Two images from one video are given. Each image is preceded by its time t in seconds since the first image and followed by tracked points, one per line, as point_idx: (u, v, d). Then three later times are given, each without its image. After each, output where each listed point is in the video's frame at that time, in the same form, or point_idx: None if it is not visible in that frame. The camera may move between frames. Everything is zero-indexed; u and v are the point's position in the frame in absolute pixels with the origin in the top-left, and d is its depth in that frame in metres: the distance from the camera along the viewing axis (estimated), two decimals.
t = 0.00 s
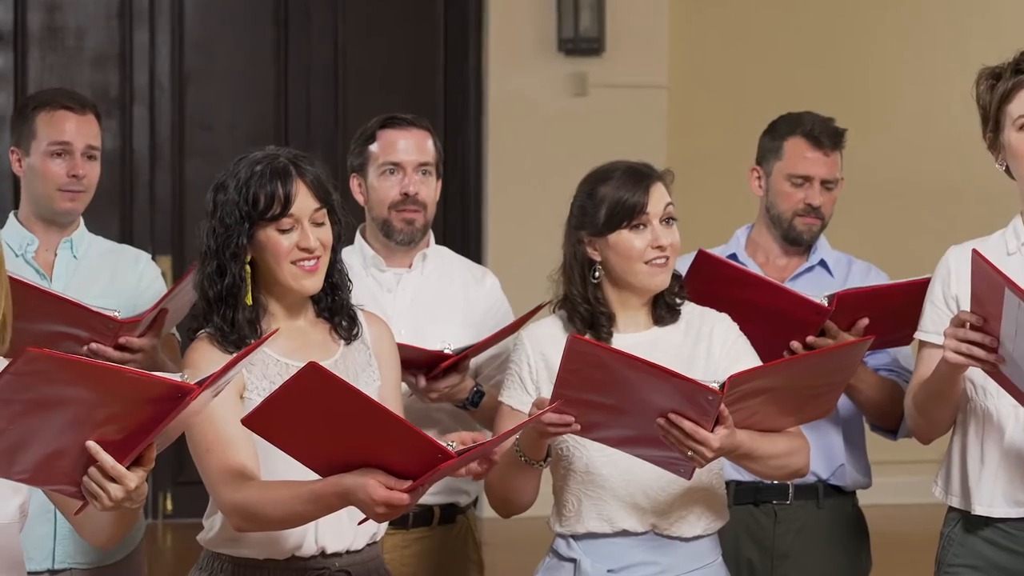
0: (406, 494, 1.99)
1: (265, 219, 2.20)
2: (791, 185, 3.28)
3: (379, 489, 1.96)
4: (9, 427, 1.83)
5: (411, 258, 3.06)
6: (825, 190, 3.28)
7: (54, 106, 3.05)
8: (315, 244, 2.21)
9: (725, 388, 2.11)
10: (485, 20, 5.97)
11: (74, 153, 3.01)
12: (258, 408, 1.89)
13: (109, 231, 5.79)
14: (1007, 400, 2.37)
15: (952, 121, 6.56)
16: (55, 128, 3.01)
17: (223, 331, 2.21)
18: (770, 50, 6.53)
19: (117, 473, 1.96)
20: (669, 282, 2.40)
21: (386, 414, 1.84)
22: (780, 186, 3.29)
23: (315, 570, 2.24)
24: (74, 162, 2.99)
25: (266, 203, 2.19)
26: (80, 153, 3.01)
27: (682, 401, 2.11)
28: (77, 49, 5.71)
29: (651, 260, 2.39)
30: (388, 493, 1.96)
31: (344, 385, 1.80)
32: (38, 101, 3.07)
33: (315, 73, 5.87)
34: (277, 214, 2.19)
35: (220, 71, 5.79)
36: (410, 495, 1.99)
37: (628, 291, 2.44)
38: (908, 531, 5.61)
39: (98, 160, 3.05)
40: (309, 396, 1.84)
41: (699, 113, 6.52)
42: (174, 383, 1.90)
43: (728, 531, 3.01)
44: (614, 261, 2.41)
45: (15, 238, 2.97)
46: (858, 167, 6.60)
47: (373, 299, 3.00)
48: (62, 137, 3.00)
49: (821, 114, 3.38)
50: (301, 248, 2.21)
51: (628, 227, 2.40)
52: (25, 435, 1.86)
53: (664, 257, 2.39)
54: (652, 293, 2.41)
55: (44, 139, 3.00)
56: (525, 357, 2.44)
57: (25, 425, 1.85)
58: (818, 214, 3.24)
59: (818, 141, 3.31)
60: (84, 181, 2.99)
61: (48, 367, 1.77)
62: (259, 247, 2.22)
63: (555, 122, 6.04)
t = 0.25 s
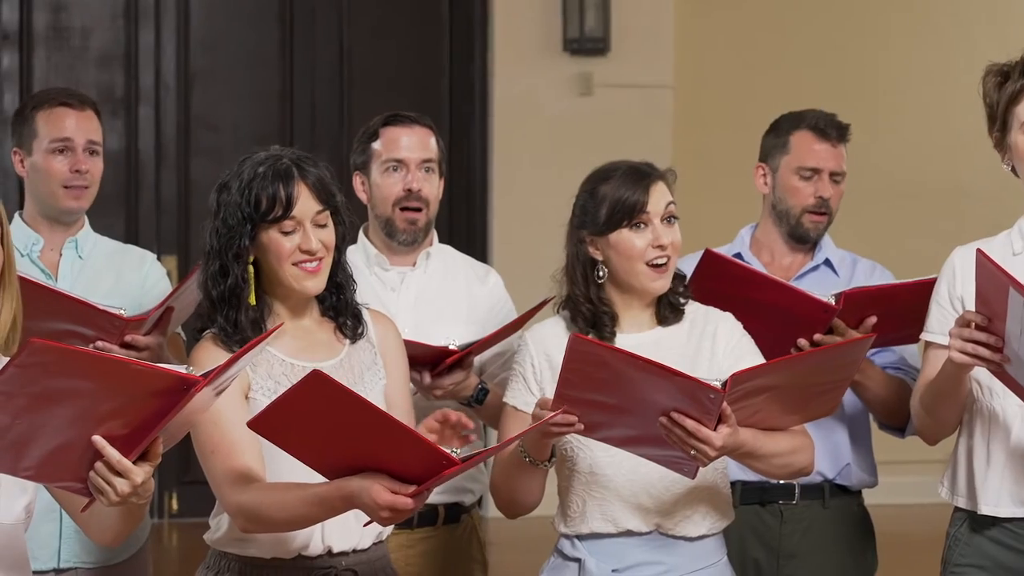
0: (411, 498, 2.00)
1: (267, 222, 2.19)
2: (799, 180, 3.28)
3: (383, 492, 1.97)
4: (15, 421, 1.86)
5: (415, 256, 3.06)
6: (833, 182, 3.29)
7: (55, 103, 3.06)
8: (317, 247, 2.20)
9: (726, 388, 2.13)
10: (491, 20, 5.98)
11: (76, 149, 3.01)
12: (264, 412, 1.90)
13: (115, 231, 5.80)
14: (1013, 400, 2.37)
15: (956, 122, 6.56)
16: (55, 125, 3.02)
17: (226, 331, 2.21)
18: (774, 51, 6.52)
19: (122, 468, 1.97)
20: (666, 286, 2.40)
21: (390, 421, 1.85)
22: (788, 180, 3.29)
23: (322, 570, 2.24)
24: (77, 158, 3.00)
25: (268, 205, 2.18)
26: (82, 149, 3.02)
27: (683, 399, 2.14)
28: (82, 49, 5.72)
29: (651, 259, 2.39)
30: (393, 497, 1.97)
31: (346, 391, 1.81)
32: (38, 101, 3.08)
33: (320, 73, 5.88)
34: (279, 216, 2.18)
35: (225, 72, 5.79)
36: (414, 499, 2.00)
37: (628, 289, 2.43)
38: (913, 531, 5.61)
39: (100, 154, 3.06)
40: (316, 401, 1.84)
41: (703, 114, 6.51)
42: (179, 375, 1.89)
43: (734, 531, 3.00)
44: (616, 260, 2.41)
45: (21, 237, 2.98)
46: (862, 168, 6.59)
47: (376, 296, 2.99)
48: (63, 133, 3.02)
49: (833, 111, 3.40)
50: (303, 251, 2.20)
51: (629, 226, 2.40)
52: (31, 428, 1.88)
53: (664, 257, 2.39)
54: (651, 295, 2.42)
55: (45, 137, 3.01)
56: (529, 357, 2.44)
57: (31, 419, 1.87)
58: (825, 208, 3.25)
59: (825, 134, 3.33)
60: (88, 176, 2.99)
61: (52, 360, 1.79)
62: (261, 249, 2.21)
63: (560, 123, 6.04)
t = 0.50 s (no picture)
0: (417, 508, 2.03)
1: (270, 219, 2.19)
2: (810, 181, 3.28)
3: (391, 503, 2.01)
4: (26, 419, 1.87)
5: (421, 256, 3.05)
6: (844, 184, 3.29)
7: (62, 103, 3.07)
8: (320, 243, 2.20)
9: (732, 387, 2.14)
10: (498, 20, 5.98)
11: (83, 147, 3.04)
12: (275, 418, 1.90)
13: (122, 231, 5.80)
14: (1020, 402, 2.37)
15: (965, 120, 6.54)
16: (61, 124, 3.04)
17: (232, 330, 2.22)
18: (783, 49, 6.51)
19: (132, 469, 1.97)
20: (674, 279, 2.39)
21: (395, 436, 1.88)
22: (799, 182, 3.28)
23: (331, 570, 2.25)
24: (83, 156, 3.02)
25: (271, 203, 2.18)
26: (88, 146, 3.05)
27: (688, 400, 2.14)
28: (90, 49, 5.72)
29: (656, 259, 2.38)
30: (400, 507, 2.01)
31: (350, 406, 1.83)
32: (44, 101, 3.09)
33: (328, 74, 5.88)
34: (281, 213, 2.19)
35: (233, 73, 5.80)
36: (421, 509, 2.03)
37: (636, 289, 2.43)
38: (921, 531, 5.60)
39: (105, 154, 3.09)
40: (324, 412, 1.85)
41: (711, 112, 6.50)
42: (190, 377, 1.90)
43: (743, 531, 3.00)
44: (622, 259, 2.41)
45: (30, 239, 2.96)
46: (871, 166, 6.58)
47: (383, 296, 2.99)
48: (69, 132, 3.04)
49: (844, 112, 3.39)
50: (305, 248, 2.20)
51: (633, 226, 2.39)
52: (41, 427, 1.89)
53: (669, 255, 2.38)
54: (658, 290, 2.41)
55: (51, 136, 3.03)
56: (537, 357, 2.44)
57: (41, 418, 1.88)
58: (836, 210, 3.24)
59: (837, 136, 3.32)
60: (94, 173, 3.01)
61: (62, 360, 1.80)
62: (265, 247, 2.21)
63: (569, 122, 6.03)
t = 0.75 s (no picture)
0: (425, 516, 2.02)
1: (281, 214, 2.20)
2: (819, 178, 3.28)
3: (399, 510, 2.01)
4: (39, 422, 1.87)
5: (429, 257, 3.06)
6: (853, 180, 3.28)
7: (70, 102, 3.07)
8: (332, 237, 2.20)
9: (743, 387, 2.15)
10: (507, 19, 5.99)
11: (92, 146, 3.03)
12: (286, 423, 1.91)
13: (132, 231, 5.78)
14: None
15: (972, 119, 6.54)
16: (70, 122, 3.03)
17: (242, 328, 2.22)
18: (790, 49, 6.50)
19: (145, 472, 1.98)
20: (684, 286, 2.40)
21: (404, 442, 1.89)
22: (807, 179, 3.28)
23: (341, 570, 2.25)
24: (92, 154, 3.02)
25: (282, 198, 2.19)
26: (97, 145, 3.04)
27: (698, 399, 2.15)
28: (100, 49, 5.72)
29: (669, 257, 2.39)
30: (408, 514, 2.01)
31: (360, 414, 1.84)
32: (54, 100, 3.09)
33: (338, 72, 5.88)
34: (292, 208, 2.19)
35: (243, 71, 5.80)
36: (429, 517, 2.03)
37: (646, 289, 2.43)
38: (931, 531, 5.59)
39: (115, 152, 3.08)
40: (335, 418, 1.86)
41: (718, 111, 6.49)
42: (204, 381, 1.90)
43: (753, 532, 3.00)
44: (634, 257, 2.41)
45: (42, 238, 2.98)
46: (879, 164, 6.56)
47: (390, 296, 3.00)
48: (79, 131, 3.03)
49: (851, 110, 3.40)
50: (317, 242, 2.20)
51: (647, 221, 2.40)
52: (54, 430, 1.90)
53: (683, 255, 2.39)
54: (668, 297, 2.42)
55: (60, 134, 3.03)
56: (548, 355, 2.44)
57: (54, 420, 1.88)
58: (846, 207, 3.23)
59: (844, 132, 3.32)
60: (103, 172, 3.00)
61: (76, 363, 1.81)
62: (276, 244, 2.22)
63: (578, 122, 6.04)
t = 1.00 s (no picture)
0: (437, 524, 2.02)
1: (307, 217, 2.20)
2: (829, 180, 3.27)
3: (411, 517, 2.01)
4: (55, 419, 1.88)
5: (440, 257, 3.06)
6: (863, 181, 3.27)
7: (86, 104, 3.06)
8: (358, 241, 2.21)
9: (757, 388, 2.15)
10: (519, 18, 5.99)
11: (107, 151, 3.02)
12: (297, 429, 1.91)
13: (145, 232, 5.79)
14: None
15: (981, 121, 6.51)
16: (86, 127, 3.03)
17: (262, 332, 2.22)
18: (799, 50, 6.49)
19: (161, 469, 1.98)
20: (702, 281, 2.39)
21: (416, 450, 1.88)
22: (818, 180, 3.28)
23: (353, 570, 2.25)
24: (107, 160, 3.01)
25: (308, 201, 2.19)
26: (112, 151, 3.03)
27: (712, 399, 2.15)
28: (113, 49, 5.72)
29: (686, 258, 2.39)
30: (419, 522, 2.01)
31: (372, 420, 1.84)
32: (69, 101, 3.08)
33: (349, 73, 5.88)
34: (319, 211, 2.19)
35: (255, 71, 5.80)
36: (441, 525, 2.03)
37: (663, 286, 2.44)
38: (940, 532, 5.59)
39: (130, 155, 3.07)
40: (352, 424, 1.85)
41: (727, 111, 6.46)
42: (221, 377, 1.90)
43: (766, 532, 3.00)
44: (651, 256, 2.42)
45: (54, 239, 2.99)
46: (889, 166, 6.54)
47: (401, 296, 3.00)
48: (95, 136, 3.02)
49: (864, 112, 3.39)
50: (344, 246, 2.20)
51: (665, 222, 2.40)
52: (70, 427, 1.90)
53: (699, 256, 2.39)
54: (687, 291, 2.42)
55: (76, 138, 3.02)
56: (564, 353, 2.46)
57: (70, 419, 1.89)
58: (855, 208, 3.23)
59: (855, 133, 3.31)
60: (118, 176, 2.99)
61: (94, 359, 1.81)
62: (301, 247, 2.22)
63: (589, 121, 6.05)
